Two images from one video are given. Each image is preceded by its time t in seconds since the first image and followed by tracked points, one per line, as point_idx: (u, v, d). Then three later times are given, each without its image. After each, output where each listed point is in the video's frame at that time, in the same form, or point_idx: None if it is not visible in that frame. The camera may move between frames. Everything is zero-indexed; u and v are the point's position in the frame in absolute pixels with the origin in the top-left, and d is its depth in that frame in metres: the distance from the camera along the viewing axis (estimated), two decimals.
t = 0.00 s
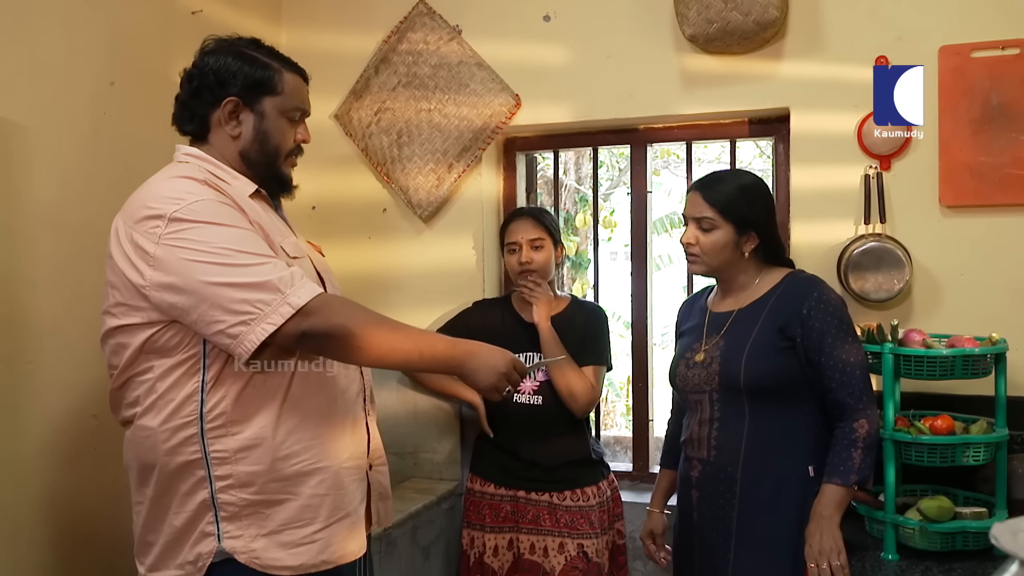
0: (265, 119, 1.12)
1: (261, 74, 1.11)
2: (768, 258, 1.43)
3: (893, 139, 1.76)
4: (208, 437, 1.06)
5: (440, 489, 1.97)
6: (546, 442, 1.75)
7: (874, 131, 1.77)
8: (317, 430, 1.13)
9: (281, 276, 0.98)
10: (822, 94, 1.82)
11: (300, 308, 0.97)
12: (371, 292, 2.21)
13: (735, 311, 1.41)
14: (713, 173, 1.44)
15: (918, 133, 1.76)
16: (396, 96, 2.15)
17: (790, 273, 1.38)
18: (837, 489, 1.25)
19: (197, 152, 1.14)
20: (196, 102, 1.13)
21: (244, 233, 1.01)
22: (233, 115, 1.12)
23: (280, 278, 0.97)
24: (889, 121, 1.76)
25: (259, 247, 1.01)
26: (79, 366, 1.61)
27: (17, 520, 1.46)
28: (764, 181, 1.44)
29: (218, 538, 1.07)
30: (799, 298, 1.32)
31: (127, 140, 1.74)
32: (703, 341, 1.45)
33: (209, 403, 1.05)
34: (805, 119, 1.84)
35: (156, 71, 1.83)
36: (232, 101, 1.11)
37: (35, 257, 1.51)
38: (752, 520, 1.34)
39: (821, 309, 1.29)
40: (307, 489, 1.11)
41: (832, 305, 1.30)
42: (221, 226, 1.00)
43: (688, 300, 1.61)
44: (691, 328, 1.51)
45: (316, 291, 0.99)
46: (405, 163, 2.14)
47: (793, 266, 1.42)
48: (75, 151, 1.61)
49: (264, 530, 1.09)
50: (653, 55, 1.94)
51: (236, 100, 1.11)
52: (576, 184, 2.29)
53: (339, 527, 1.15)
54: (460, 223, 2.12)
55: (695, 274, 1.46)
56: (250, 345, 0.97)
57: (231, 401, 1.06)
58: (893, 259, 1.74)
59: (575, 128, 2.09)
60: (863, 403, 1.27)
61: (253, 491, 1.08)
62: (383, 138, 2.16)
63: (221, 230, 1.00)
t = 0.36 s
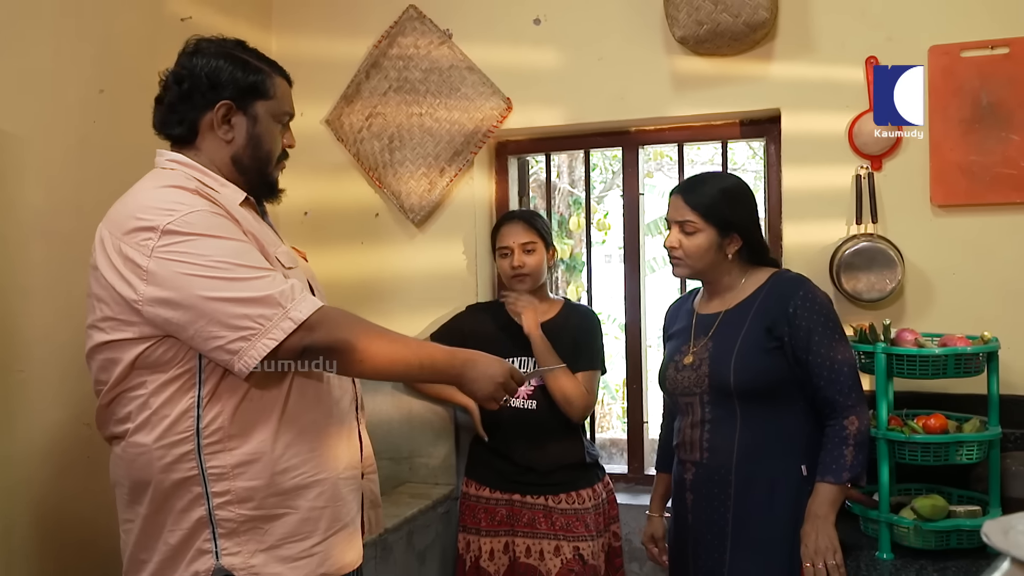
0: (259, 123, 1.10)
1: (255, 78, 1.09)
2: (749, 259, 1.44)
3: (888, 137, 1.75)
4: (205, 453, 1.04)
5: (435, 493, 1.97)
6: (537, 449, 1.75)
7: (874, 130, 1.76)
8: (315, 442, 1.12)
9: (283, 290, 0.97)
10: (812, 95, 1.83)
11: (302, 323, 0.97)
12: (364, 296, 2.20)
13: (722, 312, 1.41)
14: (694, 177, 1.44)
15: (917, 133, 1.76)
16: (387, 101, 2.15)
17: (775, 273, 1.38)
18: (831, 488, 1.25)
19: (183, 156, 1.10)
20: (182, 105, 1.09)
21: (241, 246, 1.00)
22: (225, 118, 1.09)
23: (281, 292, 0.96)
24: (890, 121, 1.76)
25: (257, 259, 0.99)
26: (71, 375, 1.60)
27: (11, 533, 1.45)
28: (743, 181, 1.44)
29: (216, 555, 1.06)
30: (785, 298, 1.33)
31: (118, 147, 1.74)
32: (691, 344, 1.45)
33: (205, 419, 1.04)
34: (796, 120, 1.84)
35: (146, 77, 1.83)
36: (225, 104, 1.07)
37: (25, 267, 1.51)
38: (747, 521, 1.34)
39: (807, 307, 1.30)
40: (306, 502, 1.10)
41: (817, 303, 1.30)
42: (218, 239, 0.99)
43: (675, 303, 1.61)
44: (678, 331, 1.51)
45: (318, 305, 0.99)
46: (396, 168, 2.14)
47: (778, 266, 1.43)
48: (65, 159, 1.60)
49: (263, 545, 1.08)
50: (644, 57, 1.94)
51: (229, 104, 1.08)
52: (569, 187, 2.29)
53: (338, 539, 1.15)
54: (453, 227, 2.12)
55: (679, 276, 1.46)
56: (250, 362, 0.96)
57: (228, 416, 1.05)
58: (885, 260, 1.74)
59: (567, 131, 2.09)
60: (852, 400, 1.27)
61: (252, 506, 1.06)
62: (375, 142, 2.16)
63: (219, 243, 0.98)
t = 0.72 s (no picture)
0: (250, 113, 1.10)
1: (246, 67, 1.08)
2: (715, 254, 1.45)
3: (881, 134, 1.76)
4: (196, 453, 1.04)
5: (428, 488, 1.97)
6: (529, 443, 1.75)
7: (874, 130, 1.76)
8: (307, 440, 1.12)
9: (278, 287, 0.97)
10: (805, 92, 1.83)
11: (296, 322, 0.96)
12: (357, 291, 2.20)
13: (692, 306, 1.41)
14: (657, 175, 1.45)
15: (918, 134, 1.75)
16: (381, 95, 2.15)
17: (743, 265, 1.39)
18: (823, 475, 1.26)
19: (171, 150, 1.09)
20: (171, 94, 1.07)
21: (233, 242, 0.99)
22: (217, 109, 1.08)
23: (275, 290, 0.96)
24: (890, 121, 1.76)
25: (250, 257, 0.99)
26: (62, 370, 1.60)
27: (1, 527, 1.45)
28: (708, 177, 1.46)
29: (206, 556, 1.06)
30: (754, 288, 1.34)
31: (110, 140, 1.73)
32: (663, 340, 1.45)
33: (195, 419, 1.03)
34: (789, 116, 1.84)
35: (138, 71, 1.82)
36: (218, 94, 1.07)
37: (17, 261, 1.50)
38: (735, 513, 1.34)
39: (777, 295, 1.31)
40: (298, 501, 1.10)
41: (786, 291, 1.32)
42: (210, 235, 0.98)
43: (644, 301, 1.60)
44: (649, 329, 1.50)
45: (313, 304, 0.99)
46: (390, 162, 2.14)
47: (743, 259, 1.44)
48: (57, 153, 1.60)
49: (254, 546, 1.07)
50: (638, 52, 1.94)
51: (223, 94, 1.07)
52: (564, 182, 2.26)
53: (330, 538, 1.15)
54: (446, 222, 2.11)
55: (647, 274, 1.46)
56: (241, 362, 0.95)
57: (220, 416, 1.04)
58: (878, 256, 1.74)
59: (561, 126, 2.09)
60: (827, 386, 1.28)
61: (244, 507, 1.06)
62: (368, 137, 2.16)
63: (211, 239, 0.97)
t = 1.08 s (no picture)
0: (232, 113, 1.08)
1: (228, 66, 1.07)
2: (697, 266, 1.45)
3: (878, 150, 1.76)
4: (179, 463, 1.03)
5: (421, 496, 1.96)
6: (521, 453, 1.75)
7: (873, 134, 1.77)
8: (294, 451, 1.11)
9: (265, 294, 0.97)
10: (805, 107, 1.83)
11: (285, 330, 0.97)
12: (354, 297, 2.20)
13: (673, 319, 1.41)
14: (638, 187, 1.45)
15: (917, 133, 1.76)
16: (382, 101, 2.15)
17: (723, 277, 1.40)
18: (807, 489, 1.27)
19: (159, 152, 1.09)
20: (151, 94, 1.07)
21: (221, 247, 0.99)
22: (197, 108, 1.07)
23: (263, 297, 0.96)
24: (890, 121, 1.77)
25: (238, 263, 0.99)
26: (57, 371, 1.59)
27: None
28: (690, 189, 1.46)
29: (189, 569, 1.05)
30: (735, 300, 1.35)
31: (110, 141, 1.73)
32: (643, 353, 1.44)
33: (179, 428, 1.02)
34: (789, 131, 1.85)
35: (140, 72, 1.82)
36: (197, 93, 1.06)
37: (14, 261, 1.50)
38: (719, 527, 1.34)
39: (758, 307, 1.32)
40: (283, 513, 1.10)
41: (767, 303, 1.33)
42: (198, 240, 0.97)
43: (619, 313, 1.58)
44: (627, 342, 1.49)
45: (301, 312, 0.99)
46: (389, 169, 2.14)
47: (722, 272, 1.45)
48: (57, 153, 1.60)
49: (239, 559, 1.07)
50: (638, 64, 1.95)
51: (202, 93, 1.06)
52: (562, 192, 2.29)
53: (314, 550, 1.15)
54: (444, 230, 2.12)
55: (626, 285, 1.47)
56: (228, 370, 0.96)
57: (205, 425, 1.04)
58: (874, 272, 1.75)
59: (560, 137, 2.10)
60: (808, 398, 1.30)
61: (228, 519, 1.05)
62: (368, 143, 2.16)
63: (198, 244, 0.97)
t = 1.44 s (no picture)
0: (227, 114, 1.07)
1: (224, 66, 1.07)
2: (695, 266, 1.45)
3: (878, 150, 1.76)
4: (167, 470, 1.03)
5: (419, 493, 1.96)
6: (516, 454, 1.75)
7: (873, 133, 1.77)
8: (283, 456, 1.11)
9: (256, 301, 0.96)
10: (805, 106, 1.83)
11: (274, 338, 0.96)
12: (352, 294, 2.20)
13: (669, 318, 1.41)
14: (647, 179, 1.45)
15: (917, 133, 1.76)
16: (381, 99, 2.15)
17: (720, 277, 1.40)
18: (803, 490, 1.27)
19: (154, 154, 1.09)
20: (145, 95, 1.07)
21: (213, 252, 0.98)
22: (191, 110, 1.07)
23: (253, 304, 0.96)
24: (889, 122, 1.77)
25: (230, 268, 0.99)
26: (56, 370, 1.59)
27: None
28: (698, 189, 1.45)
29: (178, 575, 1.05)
30: (733, 301, 1.35)
31: (110, 136, 1.73)
32: (639, 352, 1.44)
33: (168, 434, 1.02)
34: (789, 130, 1.85)
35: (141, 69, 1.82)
36: (191, 94, 1.05)
37: (12, 258, 1.50)
38: (712, 527, 1.34)
39: (756, 307, 1.32)
40: (273, 519, 1.10)
41: (765, 304, 1.33)
42: (189, 245, 0.97)
43: (615, 310, 1.58)
44: (622, 340, 1.49)
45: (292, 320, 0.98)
46: (389, 166, 2.14)
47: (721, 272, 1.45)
48: (57, 150, 1.59)
49: (228, 565, 1.07)
50: (638, 63, 1.95)
51: (196, 94, 1.06)
52: (561, 191, 2.32)
53: (302, 556, 1.15)
54: (443, 228, 2.11)
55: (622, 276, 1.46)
56: (215, 378, 0.95)
57: (193, 431, 1.03)
58: (874, 271, 1.75)
59: (560, 135, 2.09)
60: (805, 399, 1.30)
61: (217, 525, 1.05)
62: (368, 140, 2.16)
63: (190, 249, 0.97)
